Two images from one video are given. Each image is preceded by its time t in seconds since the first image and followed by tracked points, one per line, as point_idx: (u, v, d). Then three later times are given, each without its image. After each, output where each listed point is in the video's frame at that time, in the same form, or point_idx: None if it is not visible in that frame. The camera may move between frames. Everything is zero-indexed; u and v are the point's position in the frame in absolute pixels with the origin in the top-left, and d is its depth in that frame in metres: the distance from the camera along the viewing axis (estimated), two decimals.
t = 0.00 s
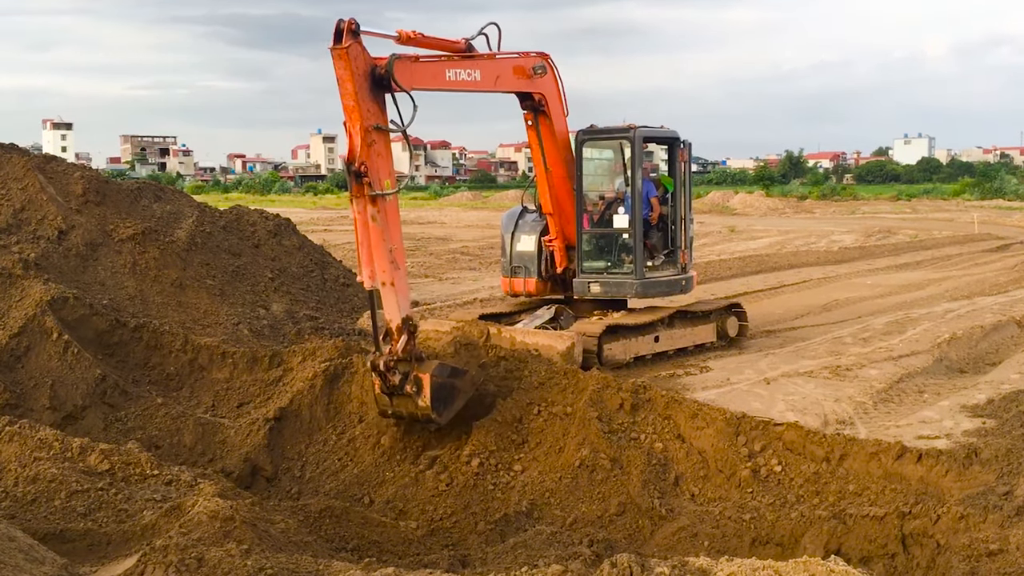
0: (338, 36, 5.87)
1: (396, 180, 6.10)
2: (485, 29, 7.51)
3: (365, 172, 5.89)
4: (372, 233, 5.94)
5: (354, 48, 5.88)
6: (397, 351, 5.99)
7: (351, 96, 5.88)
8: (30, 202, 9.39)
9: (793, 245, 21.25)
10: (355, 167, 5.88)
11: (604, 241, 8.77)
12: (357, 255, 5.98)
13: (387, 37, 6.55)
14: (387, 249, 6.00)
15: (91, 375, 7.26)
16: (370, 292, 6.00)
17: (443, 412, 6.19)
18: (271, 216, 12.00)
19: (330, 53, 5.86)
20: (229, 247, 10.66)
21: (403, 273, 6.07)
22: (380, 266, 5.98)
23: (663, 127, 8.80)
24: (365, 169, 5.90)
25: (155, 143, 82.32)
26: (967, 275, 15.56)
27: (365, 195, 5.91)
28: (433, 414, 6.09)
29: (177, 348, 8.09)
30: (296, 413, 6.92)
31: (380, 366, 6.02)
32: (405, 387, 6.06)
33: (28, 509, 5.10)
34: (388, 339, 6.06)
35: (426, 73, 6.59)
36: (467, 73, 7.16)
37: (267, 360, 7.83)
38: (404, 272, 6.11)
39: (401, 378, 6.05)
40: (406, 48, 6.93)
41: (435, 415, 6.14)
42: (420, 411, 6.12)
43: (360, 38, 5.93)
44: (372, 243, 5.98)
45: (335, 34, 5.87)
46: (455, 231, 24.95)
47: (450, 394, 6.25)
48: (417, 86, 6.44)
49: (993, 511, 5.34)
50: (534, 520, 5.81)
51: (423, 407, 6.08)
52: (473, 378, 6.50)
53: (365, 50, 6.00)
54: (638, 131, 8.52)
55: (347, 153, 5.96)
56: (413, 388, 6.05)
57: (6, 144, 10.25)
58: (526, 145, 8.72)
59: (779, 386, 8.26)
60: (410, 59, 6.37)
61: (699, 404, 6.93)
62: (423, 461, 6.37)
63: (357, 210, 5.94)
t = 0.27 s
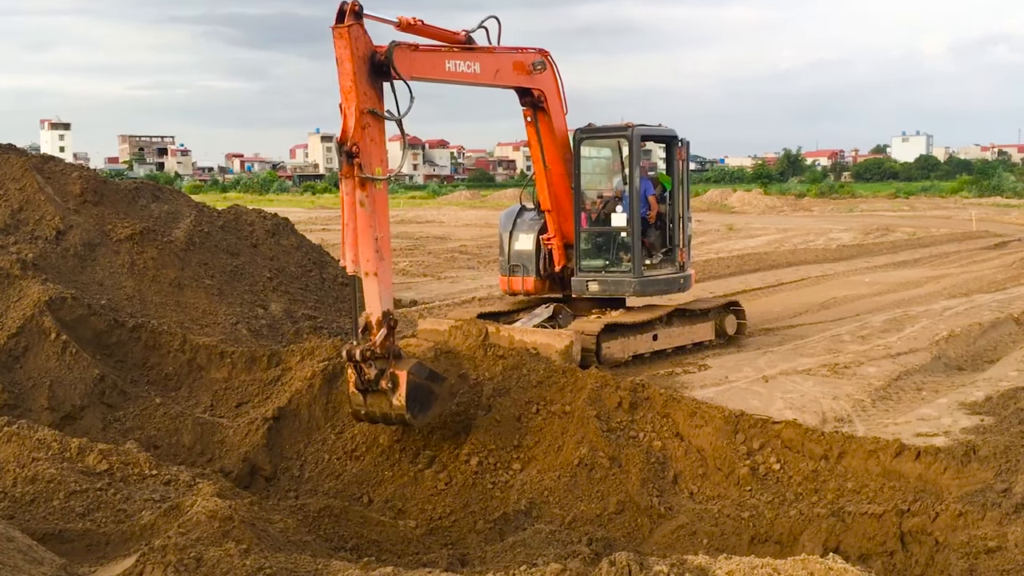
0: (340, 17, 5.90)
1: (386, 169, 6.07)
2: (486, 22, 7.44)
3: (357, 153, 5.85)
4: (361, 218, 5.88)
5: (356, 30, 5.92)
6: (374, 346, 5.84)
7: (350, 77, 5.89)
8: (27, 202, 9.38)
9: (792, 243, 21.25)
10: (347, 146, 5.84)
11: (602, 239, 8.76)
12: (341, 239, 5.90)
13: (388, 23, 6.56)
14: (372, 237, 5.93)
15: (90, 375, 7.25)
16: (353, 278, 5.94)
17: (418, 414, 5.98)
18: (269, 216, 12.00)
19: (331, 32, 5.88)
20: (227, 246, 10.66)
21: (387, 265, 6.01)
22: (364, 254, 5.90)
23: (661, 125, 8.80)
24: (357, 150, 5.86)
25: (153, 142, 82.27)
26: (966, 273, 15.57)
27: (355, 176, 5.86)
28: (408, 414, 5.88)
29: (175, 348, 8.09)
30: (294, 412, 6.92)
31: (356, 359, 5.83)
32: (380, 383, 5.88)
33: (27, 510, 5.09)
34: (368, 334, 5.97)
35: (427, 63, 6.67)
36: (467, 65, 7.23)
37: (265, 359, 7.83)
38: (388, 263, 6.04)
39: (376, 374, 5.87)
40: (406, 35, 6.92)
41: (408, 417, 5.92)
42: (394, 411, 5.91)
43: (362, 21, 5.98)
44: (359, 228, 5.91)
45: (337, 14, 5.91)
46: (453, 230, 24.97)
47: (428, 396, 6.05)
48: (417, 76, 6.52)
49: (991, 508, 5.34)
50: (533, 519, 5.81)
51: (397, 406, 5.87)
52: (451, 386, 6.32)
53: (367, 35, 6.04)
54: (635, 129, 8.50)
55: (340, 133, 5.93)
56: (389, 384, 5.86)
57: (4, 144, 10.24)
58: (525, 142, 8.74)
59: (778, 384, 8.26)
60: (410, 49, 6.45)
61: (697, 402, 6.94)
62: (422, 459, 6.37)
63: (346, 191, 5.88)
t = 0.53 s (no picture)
0: (337, 16, 5.94)
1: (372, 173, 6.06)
2: (481, 24, 7.48)
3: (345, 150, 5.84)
4: (345, 218, 5.84)
5: (352, 29, 5.96)
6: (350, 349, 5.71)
7: (343, 74, 5.91)
8: (26, 202, 9.37)
9: (790, 242, 21.26)
10: (335, 143, 5.83)
11: (600, 239, 8.76)
12: (324, 236, 5.83)
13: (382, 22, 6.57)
14: (356, 238, 5.87)
15: (89, 375, 7.25)
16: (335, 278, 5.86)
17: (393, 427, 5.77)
18: (267, 216, 12.00)
19: (327, 29, 5.92)
20: (225, 247, 10.65)
21: (369, 269, 5.95)
22: (346, 255, 5.84)
23: (659, 124, 8.80)
24: (345, 147, 5.87)
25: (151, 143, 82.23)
26: (964, 272, 15.57)
27: (341, 174, 5.83)
28: (381, 423, 5.67)
29: (174, 349, 8.08)
30: (293, 412, 6.92)
31: (332, 360, 5.70)
32: (355, 389, 5.71)
33: (25, 510, 5.09)
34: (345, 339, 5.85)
35: (420, 66, 6.67)
36: (462, 66, 7.27)
37: (264, 359, 7.82)
38: (370, 267, 5.99)
39: (352, 379, 5.72)
40: (400, 35, 6.91)
41: (384, 427, 5.71)
42: (368, 420, 5.71)
43: (358, 22, 6.02)
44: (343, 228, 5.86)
45: (334, 12, 5.95)
46: (451, 230, 24.96)
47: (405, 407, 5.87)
48: (411, 78, 6.55)
49: (991, 507, 5.34)
50: (532, 519, 5.81)
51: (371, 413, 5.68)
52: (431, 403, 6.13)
53: (362, 36, 6.08)
54: (633, 129, 8.51)
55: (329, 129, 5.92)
56: (364, 390, 5.68)
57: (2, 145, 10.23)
58: (522, 142, 8.74)
59: (777, 384, 8.26)
60: (404, 51, 6.47)
61: (697, 401, 6.94)
62: (421, 459, 6.35)
63: (331, 188, 5.84)
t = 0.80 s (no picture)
0: (333, 13, 5.99)
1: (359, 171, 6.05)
2: (477, 25, 7.36)
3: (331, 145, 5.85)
4: (329, 214, 5.82)
5: (347, 27, 5.99)
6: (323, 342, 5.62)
7: (335, 70, 5.93)
8: (25, 203, 9.36)
9: (790, 243, 21.27)
10: (322, 137, 5.84)
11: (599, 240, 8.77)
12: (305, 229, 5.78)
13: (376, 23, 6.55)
14: (337, 235, 5.85)
15: (88, 376, 7.25)
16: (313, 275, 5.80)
17: (359, 429, 5.60)
18: (267, 216, 11.99)
19: (323, 25, 5.96)
20: (225, 247, 10.64)
21: (349, 267, 5.90)
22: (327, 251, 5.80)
23: (658, 125, 8.80)
24: (331, 142, 5.88)
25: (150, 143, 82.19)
26: (963, 272, 15.58)
27: (326, 168, 5.82)
28: (345, 420, 5.51)
29: (173, 349, 8.08)
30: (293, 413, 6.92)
31: (302, 351, 5.58)
32: (323, 384, 5.58)
33: (25, 511, 5.09)
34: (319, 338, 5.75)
35: (416, 66, 6.70)
36: (459, 67, 7.29)
37: (264, 360, 7.82)
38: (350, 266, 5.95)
39: (321, 373, 5.60)
40: (395, 34, 6.90)
41: (348, 428, 5.53)
42: (333, 419, 5.55)
43: (354, 21, 6.06)
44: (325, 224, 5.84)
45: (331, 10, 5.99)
46: (451, 230, 24.96)
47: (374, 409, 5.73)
48: (407, 79, 6.58)
49: (990, 507, 5.34)
50: (531, 519, 5.81)
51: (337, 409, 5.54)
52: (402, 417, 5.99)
53: (358, 36, 6.12)
54: (632, 129, 8.52)
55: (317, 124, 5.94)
56: (332, 386, 5.55)
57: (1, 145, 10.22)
58: (521, 142, 8.73)
59: (776, 384, 8.27)
60: (399, 52, 6.51)
61: (696, 402, 6.94)
62: (420, 459, 6.35)
63: (314, 182, 5.83)
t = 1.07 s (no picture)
0: (323, 14, 6.08)
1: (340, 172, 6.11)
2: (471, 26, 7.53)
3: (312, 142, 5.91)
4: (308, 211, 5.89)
5: (335, 28, 6.09)
6: (291, 334, 5.53)
7: (321, 70, 6.02)
8: (25, 203, 9.37)
9: (789, 244, 21.27)
10: (304, 134, 5.92)
11: (596, 241, 8.78)
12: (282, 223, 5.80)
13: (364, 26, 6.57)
14: (314, 233, 5.91)
15: (88, 377, 7.24)
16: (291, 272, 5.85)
17: (315, 428, 5.46)
18: (266, 217, 11.99)
19: (312, 25, 6.06)
20: (224, 248, 10.65)
21: (324, 266, 5.95)
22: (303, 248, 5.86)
23: (656, 126, 8.79)
24: (314, 139, 5.95)
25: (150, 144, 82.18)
26: (963, 273, 15.59)
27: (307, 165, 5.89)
28: (302, 414, 5.38)
29: (173, 350, 8.08)
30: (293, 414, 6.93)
31: (270, 337, 5.49)
32: (288, 373, 5.49)
33: (24, 512, 5.09)
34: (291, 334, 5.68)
35: (405, 69, 6.80)
36: (451, 69, 7.36)
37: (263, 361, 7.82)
38: (326, 264, 5.99)
39: (287, 364, 5.51)
40: (384, 37, 6.91)
41: (307, 425, 5.40)
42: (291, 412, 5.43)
43: (344, 23, 6.15)
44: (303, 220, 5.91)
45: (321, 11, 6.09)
46: (451, 231, 24.94)
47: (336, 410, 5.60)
48: (396, 81, 6.71)
49: (989, 508, 5.34)
50: (531, 520, 5.81)
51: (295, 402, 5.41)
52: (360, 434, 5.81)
53: (347, 38, 6.22)
54: (628, 130, 8.52)
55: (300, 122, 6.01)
56: (297, 377, 5.46)
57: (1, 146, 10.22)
58: (518, 144, 8.78)
59: (776, 385, 8.28)
60: (388, 55, 6.63)
61: (695, 403, 6.95)
62: (421, 461, 6.36)
63: (294, 177, 5.85)
